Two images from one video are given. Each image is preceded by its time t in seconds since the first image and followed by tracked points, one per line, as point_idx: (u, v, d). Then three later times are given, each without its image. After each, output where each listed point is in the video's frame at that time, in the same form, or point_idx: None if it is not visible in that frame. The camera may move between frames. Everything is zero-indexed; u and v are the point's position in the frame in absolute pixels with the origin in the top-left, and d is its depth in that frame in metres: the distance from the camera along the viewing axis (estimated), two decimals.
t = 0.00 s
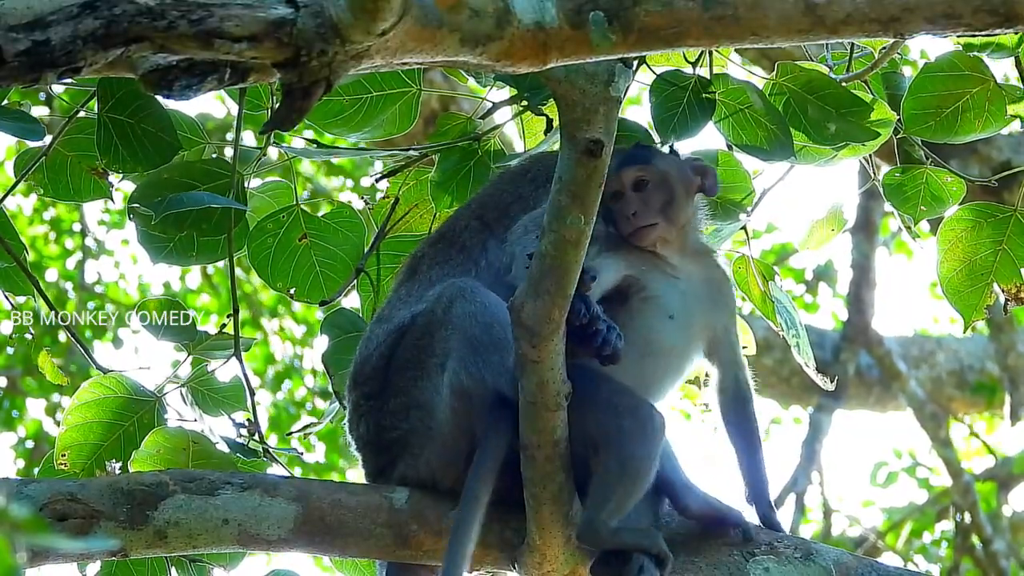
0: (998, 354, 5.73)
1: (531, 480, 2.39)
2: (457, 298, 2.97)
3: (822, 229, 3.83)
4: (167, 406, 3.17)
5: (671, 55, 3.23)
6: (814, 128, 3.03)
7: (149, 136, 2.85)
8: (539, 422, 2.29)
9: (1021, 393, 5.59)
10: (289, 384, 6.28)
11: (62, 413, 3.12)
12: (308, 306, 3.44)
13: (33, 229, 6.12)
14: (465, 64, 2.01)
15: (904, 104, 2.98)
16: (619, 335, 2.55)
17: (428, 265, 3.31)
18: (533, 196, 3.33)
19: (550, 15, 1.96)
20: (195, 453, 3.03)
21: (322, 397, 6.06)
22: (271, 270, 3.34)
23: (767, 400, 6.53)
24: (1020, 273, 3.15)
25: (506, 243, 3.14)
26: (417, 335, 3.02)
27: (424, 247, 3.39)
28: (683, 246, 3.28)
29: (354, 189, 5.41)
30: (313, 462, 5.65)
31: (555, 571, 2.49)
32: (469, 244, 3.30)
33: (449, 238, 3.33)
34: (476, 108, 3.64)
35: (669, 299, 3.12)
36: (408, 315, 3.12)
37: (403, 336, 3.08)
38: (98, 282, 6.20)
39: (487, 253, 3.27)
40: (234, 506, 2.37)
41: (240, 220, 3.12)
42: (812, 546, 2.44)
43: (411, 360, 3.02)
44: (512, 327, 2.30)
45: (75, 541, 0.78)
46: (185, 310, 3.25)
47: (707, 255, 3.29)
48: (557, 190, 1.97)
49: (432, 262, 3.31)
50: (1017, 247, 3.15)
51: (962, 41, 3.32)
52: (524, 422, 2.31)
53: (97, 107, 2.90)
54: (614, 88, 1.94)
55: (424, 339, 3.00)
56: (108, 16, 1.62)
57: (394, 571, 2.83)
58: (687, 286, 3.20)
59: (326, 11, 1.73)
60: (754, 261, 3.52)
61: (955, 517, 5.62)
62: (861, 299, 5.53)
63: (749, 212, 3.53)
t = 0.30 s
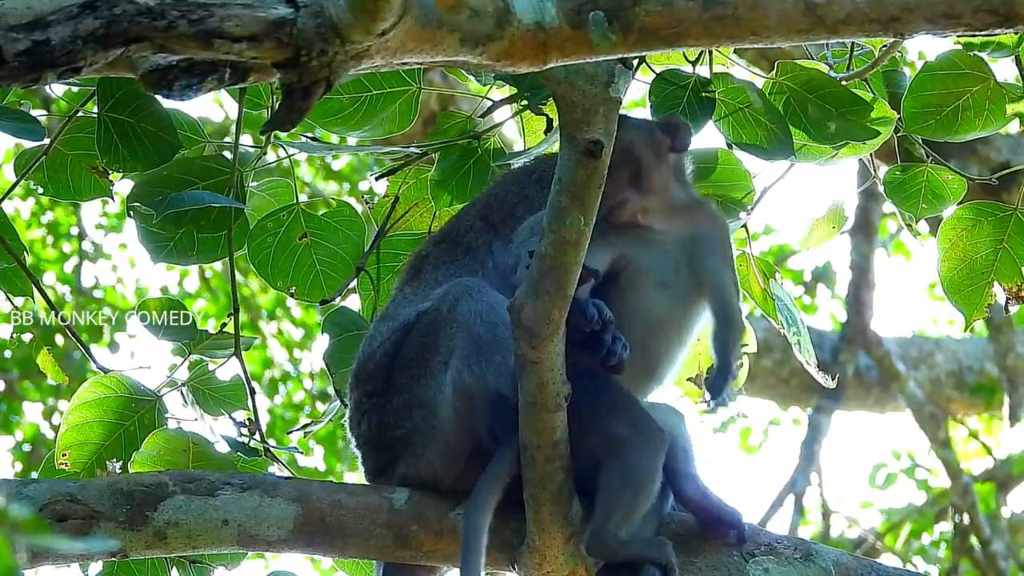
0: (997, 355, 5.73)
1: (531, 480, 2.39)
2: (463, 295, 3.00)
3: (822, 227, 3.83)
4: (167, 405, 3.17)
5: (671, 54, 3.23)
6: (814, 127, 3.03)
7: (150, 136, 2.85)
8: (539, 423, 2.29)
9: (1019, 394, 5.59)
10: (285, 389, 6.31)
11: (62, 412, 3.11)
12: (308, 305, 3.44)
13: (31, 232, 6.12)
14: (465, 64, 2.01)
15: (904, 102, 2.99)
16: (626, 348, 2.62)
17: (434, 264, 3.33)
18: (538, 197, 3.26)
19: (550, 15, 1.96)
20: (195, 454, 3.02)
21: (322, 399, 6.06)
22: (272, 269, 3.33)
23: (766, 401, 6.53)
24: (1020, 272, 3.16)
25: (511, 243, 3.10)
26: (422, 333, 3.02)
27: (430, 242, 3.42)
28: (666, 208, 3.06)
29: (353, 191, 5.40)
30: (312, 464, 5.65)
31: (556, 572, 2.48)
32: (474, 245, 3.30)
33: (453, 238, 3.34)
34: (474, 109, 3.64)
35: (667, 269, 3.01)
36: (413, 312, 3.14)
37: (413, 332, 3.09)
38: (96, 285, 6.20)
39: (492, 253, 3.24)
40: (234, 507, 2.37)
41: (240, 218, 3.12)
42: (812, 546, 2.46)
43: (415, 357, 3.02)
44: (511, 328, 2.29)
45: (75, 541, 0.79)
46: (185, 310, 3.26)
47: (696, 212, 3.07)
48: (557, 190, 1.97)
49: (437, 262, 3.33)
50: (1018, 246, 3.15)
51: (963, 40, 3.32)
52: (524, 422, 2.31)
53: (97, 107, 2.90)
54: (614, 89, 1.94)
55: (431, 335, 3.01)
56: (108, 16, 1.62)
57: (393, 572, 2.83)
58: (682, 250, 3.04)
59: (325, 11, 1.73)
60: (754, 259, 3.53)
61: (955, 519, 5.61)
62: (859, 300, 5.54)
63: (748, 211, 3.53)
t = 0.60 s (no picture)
0: (995, 356, 5.74)
1: (531, 481, 2.38)
2: (454, 299, 2.99)
3: (822, 230, 3.83)
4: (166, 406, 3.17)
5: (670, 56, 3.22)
6: (813, 129, 3.03)
7: (150, 138, 2.85)
8: (539, 424, 2.28)
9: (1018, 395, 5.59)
10: (281, 394, 6.30)
11: (62, 413, 3.11)
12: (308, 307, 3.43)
13: (28, 234, 6.11)
14: (465, 65, 2.00)
15: (904, 105, 2.99)
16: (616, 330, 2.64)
17: (426, 265, 3.34)
18: (528, 191, 3.25)
19: (550, 15, 1.96)
20: (195, 455, 3.02)
21: (319, 403, 6.11)
22: (271, 271, 3.33)
23: (765, 403, 6.53)
24: (1018, 274, 3.16)
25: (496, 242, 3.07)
26: (416, 336, 3.02)
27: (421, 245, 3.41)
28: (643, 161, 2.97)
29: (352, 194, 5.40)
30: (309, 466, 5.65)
31: (556, 572, 2.48)
32: (466, 243, 3.30)
33: (447, 238, 3.34)
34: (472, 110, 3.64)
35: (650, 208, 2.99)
36: (406, 314, 3.14)
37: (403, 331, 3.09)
38: (93, 288, 6.19)
39: (483, 252, 3.25)
40: (234, 507, 2.37)
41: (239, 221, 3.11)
42: (811, 547, 2.47)
43: (412, 360, 3.02)
44: (511, 329, 2.29)
45: (73, 544, 0.79)
46: (184, 311, 3.26)
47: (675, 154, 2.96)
48: (557, 191, 1.97)
49: (430, 262, 3.34)
50: (1016, 247, 3.16)
51: (963, 41, 3.33)
52: (524, 422, 2.30)
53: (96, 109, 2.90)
54: (614, 89, 1.95)
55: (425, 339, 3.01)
56: (108, 16, 1.62)
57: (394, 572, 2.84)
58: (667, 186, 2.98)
59: (326, 11, 1.73)
60: (755, 262, 3.50)
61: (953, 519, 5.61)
62: (858, 301, 5.55)
63: (748, 214, 3.52)
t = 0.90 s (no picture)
0: (994, 356, 5.74)
1: (531, 482, 2.37)
2: (453, 300, 3.00)
3: (822, 227, 3.83)
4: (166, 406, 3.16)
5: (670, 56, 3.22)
6: (813, 128, 3.03)
7: (150, 137, 2.85)
8: (539, 425, 2.27)
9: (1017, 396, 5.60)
10: (279, 395, 6.30)
11: (63, 414, 3.11)
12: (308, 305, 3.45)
13: (26, 235, 6.10)
14: (464, 65, 2.00)
15: (904, 103, 2.99)
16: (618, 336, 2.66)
17: (427, 266, 3.33)
18: (530, 192, 3.25)
19: (550, 15, 1.96)
20: (195, 455, 3.02)
21: (313, 407, 6.16)
22: (271, 270, 3.33)
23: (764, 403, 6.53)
24: (1020, 272, 3.17)
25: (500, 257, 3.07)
26: (414, 337, 3.02)
27: (424, 246, 3.39)
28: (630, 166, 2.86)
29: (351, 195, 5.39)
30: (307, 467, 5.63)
31: (556, 573, 2.49)
32: (467, 244, 3.30)
33: (448, 239, 3.33)
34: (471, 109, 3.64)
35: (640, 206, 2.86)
36: (405, 315, 3.13)
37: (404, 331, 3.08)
38: (92, 288, 6.19)
39: (484, 253, 3.26)
40: (233, 507, 2.37)
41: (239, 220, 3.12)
42: (812, 547, 2.46)
43: (413, 360, 3.01)
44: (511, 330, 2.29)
45: (72, 544, 0.79)
46: (184, 311, 3.26)
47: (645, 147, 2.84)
48: (557, 192, 1.98)
49: (431, 263, 3.32)
50: (1017, 246, 3.16)
51: (963, 40, 3.33)
52: (524, 423, 2.29)
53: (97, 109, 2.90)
54: (614, 90, 1.94)
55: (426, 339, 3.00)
56: (108, 16, 1.62)
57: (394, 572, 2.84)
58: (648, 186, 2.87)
59: (326, 11, 1.73)
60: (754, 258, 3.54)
61: (951, 520, 5.62)
62: (857, 302, 5.55)
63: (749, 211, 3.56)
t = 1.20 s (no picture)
0: (994, 356, 5.74)
1: (531, 480, 2.36)
2: (454, 299, 3.00)
3: (824, 227, 3.83)
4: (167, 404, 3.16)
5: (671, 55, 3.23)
6: (815, 126, 3.03)
7: (151, 136, 2.85)
8: (540, 423, 2.27)
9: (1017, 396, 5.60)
10: (281, 393, 6.29)
11: (63, 412, 3.11)
12: (311, 303, 3.43)
13: (27, 233, 6.10)
14: (464, 65, 2.00)
15: (905, 101, 2.99)
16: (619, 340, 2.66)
17: (429, 264, 3.33)
18: (532, 192, 3.23)
19: (550, 15, 1.96)
20: (195, 454, 3.02)
21: (318, 400, 6.16)
22: (272, 268, 3.33)
23: (764, 403, 6.53)
24: (1021, 271, 3.17)
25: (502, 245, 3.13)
26: (415, 335, 3.02)
27: (427, 244, 3.40)
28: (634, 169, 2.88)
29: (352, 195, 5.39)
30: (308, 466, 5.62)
31: (556, 572, 2.48)
32: (469, 244, 3.28)
33: (450, 238, 3.32)
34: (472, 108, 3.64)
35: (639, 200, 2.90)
36: (407, 314, 3.14)
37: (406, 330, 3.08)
38: (93, 287, 6.19)
39: (485, 252, 3.23)
40: (234, 506, 2.37)
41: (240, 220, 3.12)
42: (812, 547, 2.46)
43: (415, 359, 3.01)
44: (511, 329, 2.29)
45: (73, 542, 0.79)
46: (184, 309, 3.26)
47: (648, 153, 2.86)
48: (557, 191, 1.99)
49: (433, 262, 3.31)
50: (1019, 245, 3.16)
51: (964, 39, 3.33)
52: (524, 422, 2.29)
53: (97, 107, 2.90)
54: (614, 88, 1.98)
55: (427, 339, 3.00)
56: (108, 16, 1.62)
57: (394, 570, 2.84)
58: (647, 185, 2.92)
59: (326, 11, 1.73)
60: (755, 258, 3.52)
61: (951, 520, 5.62)
62: (857, 301, 5.55)
63: (749, 211, 3.55)
